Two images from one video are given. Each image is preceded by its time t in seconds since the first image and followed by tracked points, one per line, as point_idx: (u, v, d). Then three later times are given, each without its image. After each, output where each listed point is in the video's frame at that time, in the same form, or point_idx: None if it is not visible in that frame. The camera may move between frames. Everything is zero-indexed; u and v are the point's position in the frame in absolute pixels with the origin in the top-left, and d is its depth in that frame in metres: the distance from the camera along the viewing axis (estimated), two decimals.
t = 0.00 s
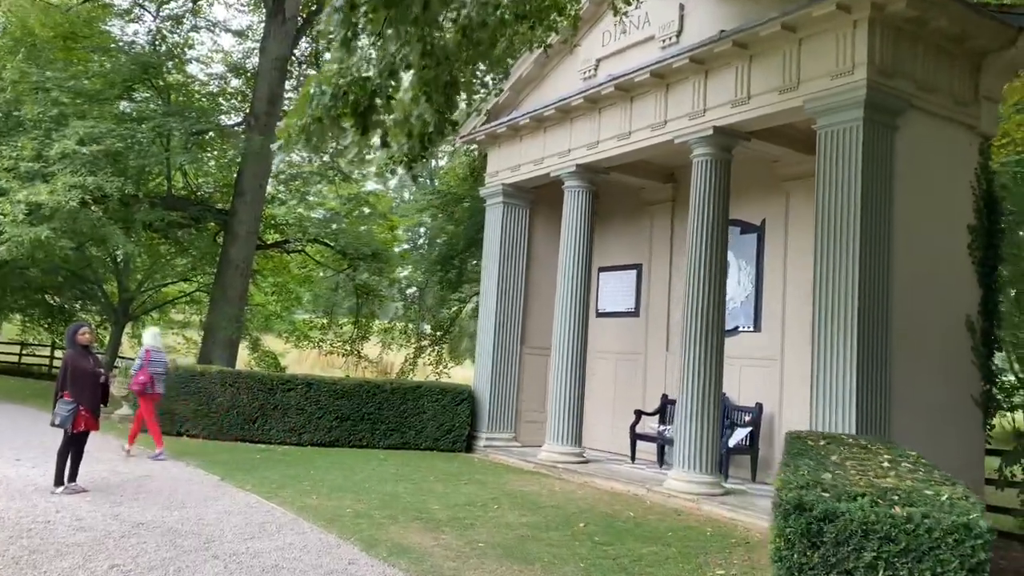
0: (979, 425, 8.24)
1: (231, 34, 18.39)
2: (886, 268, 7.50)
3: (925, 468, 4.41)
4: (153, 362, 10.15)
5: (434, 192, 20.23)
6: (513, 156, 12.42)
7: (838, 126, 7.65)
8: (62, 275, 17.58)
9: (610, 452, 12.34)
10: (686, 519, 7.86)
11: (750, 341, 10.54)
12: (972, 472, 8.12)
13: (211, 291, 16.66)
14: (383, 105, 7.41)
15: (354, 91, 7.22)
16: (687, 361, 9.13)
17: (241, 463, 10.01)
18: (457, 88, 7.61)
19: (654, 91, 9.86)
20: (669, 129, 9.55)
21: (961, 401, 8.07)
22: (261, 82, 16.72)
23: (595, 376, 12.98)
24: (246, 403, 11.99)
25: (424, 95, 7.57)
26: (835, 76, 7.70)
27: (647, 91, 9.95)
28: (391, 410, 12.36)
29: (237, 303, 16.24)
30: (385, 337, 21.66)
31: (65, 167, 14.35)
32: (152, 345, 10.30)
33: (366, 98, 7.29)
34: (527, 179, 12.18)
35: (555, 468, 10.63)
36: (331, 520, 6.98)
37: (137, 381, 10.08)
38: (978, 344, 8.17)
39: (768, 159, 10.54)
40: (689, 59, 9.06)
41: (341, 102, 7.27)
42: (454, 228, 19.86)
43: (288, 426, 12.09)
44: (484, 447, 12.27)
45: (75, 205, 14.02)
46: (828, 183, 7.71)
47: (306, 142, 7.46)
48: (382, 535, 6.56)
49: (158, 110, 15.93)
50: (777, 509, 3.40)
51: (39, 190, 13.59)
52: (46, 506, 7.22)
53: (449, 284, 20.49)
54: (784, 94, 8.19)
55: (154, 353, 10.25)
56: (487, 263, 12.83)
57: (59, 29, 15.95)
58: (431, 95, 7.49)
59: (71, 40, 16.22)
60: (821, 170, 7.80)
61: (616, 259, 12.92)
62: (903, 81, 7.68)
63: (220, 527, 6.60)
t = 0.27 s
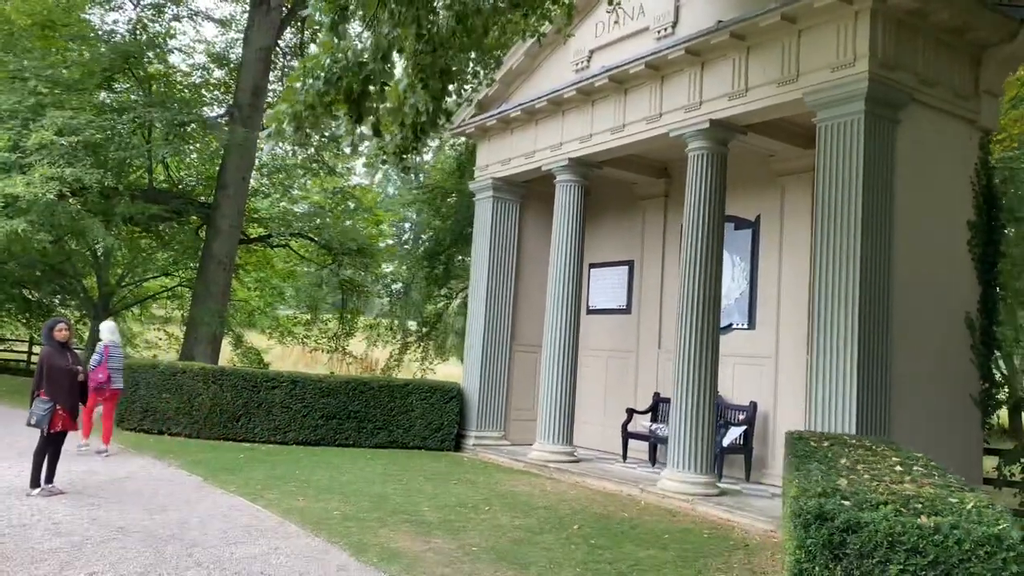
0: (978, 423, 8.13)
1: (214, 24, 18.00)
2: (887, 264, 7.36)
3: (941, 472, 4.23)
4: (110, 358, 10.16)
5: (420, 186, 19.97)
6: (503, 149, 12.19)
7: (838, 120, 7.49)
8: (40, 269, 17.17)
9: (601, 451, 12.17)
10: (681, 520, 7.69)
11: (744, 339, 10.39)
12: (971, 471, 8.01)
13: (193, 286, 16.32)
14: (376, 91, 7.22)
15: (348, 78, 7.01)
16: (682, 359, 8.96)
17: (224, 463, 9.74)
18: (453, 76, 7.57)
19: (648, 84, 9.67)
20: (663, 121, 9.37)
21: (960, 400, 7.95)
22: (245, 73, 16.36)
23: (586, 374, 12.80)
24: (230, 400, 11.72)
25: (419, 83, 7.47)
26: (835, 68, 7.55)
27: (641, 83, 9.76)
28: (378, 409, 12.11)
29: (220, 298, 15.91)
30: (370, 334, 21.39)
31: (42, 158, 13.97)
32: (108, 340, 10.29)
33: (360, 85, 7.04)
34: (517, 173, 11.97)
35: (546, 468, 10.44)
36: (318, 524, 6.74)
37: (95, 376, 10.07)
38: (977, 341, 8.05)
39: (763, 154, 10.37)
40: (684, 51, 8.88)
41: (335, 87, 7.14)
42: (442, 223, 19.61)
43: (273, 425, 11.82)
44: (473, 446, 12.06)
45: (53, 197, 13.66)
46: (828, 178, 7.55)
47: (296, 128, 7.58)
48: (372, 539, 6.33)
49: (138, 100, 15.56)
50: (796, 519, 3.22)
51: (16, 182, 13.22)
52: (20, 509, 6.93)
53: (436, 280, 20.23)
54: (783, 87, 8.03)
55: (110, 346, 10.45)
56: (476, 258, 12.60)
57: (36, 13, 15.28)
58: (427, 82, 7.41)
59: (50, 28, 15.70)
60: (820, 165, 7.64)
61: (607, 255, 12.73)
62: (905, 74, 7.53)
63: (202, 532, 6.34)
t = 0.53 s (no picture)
0: (979, 420, 8.02)
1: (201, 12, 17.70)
2: (890, 258, 7.22)
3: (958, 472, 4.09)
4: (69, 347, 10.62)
5: (411, 179, 19.77)
6: (497, 140, 12.00)
7: (841, 111, 7.34)
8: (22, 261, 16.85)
9: (595, 447, 12.03)
10: (679, 518, 7.53)
11: (741, 334, 10.26)
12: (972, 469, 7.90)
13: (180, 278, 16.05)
14: (374, 71, 7.33)
15: (344, 59, 7.12)
16: (679, 353, 8.80)
17: (211, 458, 9.53)
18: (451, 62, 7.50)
19: (646, 73, 9.51)
20: (661, 112, 9.21)
21: (962, 396, 7.83)
22: (233, 62, 16.08)
23: (579, 369, 12.65)
24: (217, 395, 11.50)
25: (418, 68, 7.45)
26: (838, 58, 7.41)
27: (639, 73, 9.60)
28: (368, 404, 11.91)
29: (207, 291, 15.65)
30: (359, 328, 21.19)
31: (25, 147, 13.67)
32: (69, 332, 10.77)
33: (356, 66, 7.17)
34: (511, 165, 11.78)
35: (539, 464, 10.28)
36: (308, 522, 6.55)
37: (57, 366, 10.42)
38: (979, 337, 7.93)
39: (762, 146, 10.23)
40: (684, 40, 8.72)
41: (331, 71, 7.25)
42: (433, 216, 19.37)
43: (261, 420, 11.61)
44: (466, 442, 11.88)
45: (36, 186, 13.36)
46: (830, 170, 7.40)
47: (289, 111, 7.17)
48: (364, 537, 6.16)
49: (124, 89, 15.26)
50: (814, 524, 3.05)
51: None
52: None
53: (426, 274, 20.01)
54: (784, 77, 7.89)
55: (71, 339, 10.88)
56: (468, 251, 12.42)
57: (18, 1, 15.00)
58: (426, 65, 7.30)
59: (33, 15, 15.48)
60: (823, 157, 7.49)
61: (602, 249, 12.57)
62: (909, 64, 7.40)
63: (188, 530, 6.14)
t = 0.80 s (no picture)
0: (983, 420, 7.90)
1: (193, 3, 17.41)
2: (895, 255, 7.08)
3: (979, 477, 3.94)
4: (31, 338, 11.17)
5: (405, 174, 19.59)
6: (493, 135, 11.82)
7: (847, 105, 7.19)
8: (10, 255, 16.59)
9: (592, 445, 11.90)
10: (681, 520, 7.39)
11: (741, 332, 10.13)
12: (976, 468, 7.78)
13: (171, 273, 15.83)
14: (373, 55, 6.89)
15: (340, 41, 6.58)
16: (679, 351, 8.65)
17: (202, 457, 9.34)
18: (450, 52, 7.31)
19: (646, 67, 9.34)
20: (662, 106, 9.05)
21: (966, 395, 7.71)
22: (225, 54, 15.82)
23: (576, 367, 12.50)
24: (209, 392, 11.32)
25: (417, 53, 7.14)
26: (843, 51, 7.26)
27: (638, 66, 9.43)
28: (362, 401, 11.73)
29: (199, 286, 15.44)
30: (353, 324, 21.03)
31: (13, 139, 13.39)
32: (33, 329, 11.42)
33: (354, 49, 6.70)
34: (508, 160, 11.61)
35: (537, 463, 10.11)
36: (302, 524, 6.37)
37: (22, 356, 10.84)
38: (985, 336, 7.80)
39: (762, 140, 10.08)
40: (685, 33, 8.56)
41: (328, 54, 6.66)
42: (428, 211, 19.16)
43: (254, 418, 11.42)
44: (461, 440, 11.72)
45: (24, 179, 13.10)
46: (836, 165, 7.25)
47: (283, 98, 6.89)
48: (359, 541, 5.98)
49: (114, 81, 14.99)
50: (846, 538, 2.96)
51: None
52: None
53: (420, 269, 19.82)
54: (787, 71, 7.73)
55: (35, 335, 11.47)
56: (464, 247, 12.25)
57: None
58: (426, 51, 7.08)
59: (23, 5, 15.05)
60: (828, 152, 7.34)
61: (599, 245, 12.42)
62: (915, 57, 7.24)
63: (177, 533, 5.95)
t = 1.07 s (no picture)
0: (995, 423, 7.71)
1: None
2: (909, 254, 6.87)
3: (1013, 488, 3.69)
4: None
5: (401, 170, 19.37)
6: (492, 129, 11.59)
7: (859, 99, 6.98)
8: None
9: (592, 447, 11.69)
10: (686, 527, 7.18)
11: (745, 332, 9.94)
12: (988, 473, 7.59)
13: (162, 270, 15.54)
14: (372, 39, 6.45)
15: (337, 23, 6.16)
16: (683, 352, 8.44)
17: (193, 458, 9.09)
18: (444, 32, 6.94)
19: (649, 60, 9.13)
20: (667, 100, 8.83)
21: (979, 398, 7.52)
22: (218, 46, 15.52)
23: (576, 367, 12.29)
24: (201, 391, 11.06)
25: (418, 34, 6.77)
26: (855, 42, 7.06)
27: (642, 59, 9.22)
28: (357, 401, 11.49)
29: (190, 283, 15.16)
30: (347, 322, 20.82)
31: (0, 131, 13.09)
32: None
33: (351, 34, 6.27)
34: (507, 155, 11.37)
35: (536, 466, 9.90)
36: (295, 530, 6.13)
37: None
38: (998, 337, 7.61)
39: (768, 136, 9.87)
40: (691, 25, 8.35)
41: (323, 36, 6.23)
42: (423, 208, 18.89)
43: (246, 417, 11.17)
44: (458, 441, 11.50)
45: (12, 172, 12.79)
46: (848, 162, 7.03)
47: (276, 84, 6.49)
48: (355, 548, 5.74)
49: (105, 73, 14.69)
50: (881, 559, 2.59)
51: None
52: None
53: (415, 267, 19.58)
54: (797, 63, 7.52)
55: None
56: (461, 244, 12.01)
57: None
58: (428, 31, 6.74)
59: None
60: (839, 148, 7.13)
61: (599, 243, 12.21)
62: (930, 50, 7.02)
63: (164, 540, 5.68)
